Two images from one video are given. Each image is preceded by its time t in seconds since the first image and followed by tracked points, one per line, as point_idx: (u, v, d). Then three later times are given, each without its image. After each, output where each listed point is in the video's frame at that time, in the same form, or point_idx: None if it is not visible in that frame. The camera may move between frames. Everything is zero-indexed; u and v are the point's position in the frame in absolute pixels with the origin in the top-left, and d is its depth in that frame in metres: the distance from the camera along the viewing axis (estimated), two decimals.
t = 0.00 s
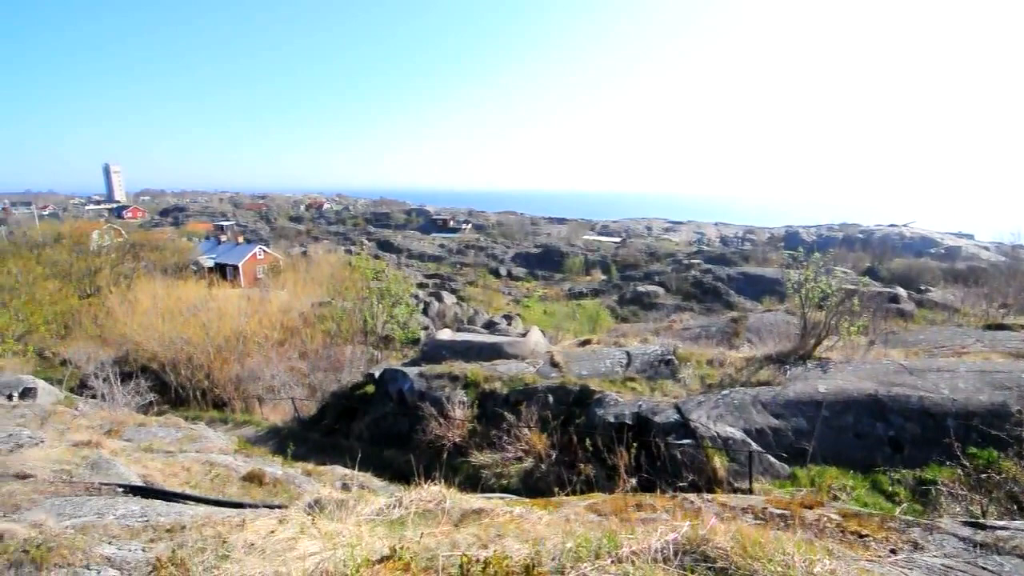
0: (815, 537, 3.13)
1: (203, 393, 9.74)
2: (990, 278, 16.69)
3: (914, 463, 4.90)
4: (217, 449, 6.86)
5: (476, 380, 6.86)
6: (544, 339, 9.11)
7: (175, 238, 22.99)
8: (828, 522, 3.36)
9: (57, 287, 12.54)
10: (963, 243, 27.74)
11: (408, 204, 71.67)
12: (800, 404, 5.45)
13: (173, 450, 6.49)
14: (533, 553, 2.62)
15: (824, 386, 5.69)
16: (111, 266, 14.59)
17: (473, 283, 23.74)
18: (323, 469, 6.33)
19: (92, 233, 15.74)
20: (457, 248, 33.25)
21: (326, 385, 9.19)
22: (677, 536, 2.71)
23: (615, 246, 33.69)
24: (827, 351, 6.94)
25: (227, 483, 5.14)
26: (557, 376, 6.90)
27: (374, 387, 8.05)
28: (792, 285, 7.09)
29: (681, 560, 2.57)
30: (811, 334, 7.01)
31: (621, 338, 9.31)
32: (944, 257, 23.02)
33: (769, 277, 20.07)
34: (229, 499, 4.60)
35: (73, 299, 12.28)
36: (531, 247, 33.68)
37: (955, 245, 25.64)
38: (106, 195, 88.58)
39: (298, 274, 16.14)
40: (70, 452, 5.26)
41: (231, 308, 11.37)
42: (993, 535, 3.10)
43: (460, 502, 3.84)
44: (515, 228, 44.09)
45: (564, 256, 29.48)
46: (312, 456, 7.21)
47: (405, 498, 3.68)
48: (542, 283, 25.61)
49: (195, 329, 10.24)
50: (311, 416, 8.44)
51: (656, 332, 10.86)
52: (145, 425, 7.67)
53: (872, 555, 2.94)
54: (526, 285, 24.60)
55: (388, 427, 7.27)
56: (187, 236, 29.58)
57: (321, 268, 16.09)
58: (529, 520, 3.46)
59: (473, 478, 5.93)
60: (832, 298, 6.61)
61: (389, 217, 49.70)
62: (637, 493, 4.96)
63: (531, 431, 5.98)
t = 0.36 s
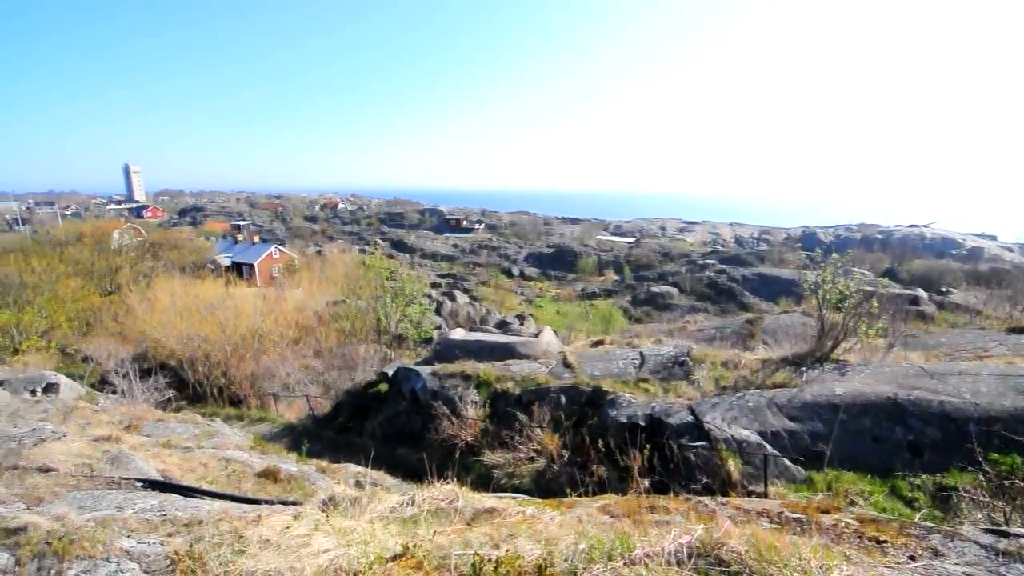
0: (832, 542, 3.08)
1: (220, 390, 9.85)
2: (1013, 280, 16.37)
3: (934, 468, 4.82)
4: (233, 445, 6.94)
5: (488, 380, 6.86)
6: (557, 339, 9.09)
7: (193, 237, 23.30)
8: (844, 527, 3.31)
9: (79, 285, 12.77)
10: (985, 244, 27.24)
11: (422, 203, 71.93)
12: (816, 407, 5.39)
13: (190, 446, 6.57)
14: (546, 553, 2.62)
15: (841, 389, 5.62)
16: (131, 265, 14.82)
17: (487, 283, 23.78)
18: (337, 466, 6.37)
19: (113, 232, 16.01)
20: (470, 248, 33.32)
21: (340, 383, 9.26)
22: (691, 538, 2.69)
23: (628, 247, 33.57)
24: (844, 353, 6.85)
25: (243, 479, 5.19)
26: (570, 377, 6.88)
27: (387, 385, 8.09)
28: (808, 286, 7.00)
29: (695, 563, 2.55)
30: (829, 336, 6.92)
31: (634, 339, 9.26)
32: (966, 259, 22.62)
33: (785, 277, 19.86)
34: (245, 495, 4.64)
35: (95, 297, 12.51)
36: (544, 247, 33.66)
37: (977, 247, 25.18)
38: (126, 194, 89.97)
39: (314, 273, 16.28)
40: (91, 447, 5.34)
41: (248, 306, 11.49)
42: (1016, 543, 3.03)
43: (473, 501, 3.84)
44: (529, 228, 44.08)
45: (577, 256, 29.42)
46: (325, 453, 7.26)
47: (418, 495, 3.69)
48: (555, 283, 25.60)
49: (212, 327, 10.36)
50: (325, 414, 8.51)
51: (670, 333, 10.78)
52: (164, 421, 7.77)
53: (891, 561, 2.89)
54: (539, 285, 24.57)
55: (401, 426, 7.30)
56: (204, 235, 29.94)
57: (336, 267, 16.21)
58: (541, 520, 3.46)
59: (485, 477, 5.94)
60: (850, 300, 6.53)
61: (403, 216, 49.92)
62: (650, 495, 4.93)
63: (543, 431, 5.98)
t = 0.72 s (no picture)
0: (849, 548, 3.04)
1: (235, 387, 9.94)
2: None
3: (954, 474, 4.74)
4: (248, 442, 7.01)
5: (500, 380, 6.86)
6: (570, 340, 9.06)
7: (209, 237, 23.54)
8: (861, 532, 3.26)
9: (99, 284, 12.97)
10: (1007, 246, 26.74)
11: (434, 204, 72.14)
12: (832, 411, 5.32)
13: (206, 442, 6.64)
14: (558, 553, 2.61)
15: (858, 392, 5.55)
16: (149, 263, 15.01)
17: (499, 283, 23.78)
18: (350, 464, 6.40)
19: (132, 231, 16.23)
20: (482, 248, 33.34)
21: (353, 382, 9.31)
22: (704, 542, 2.67)
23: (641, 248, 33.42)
24: (861, 356, 6.76)
25: (257, 476, 5.23)
26: (582, 377, 6.86)
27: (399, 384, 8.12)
28: (825, 288, 6.93)
29: (708, 566, 2.53)
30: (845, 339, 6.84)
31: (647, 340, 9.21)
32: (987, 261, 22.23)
33: (801, 279, 19.64)
34: (259, 491, 4.68)
35: (114, 295, 12.69)
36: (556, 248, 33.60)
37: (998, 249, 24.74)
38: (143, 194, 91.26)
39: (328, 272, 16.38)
40: (110, 442, 5.42)
41: (263, 305, 11.58)
42: None
43: (484, 501, 3.83)
44: (541, 228, 44.03)
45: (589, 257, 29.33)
46: (338, 451, 7.30)
47: (431, 494, 3.70)
48: (567, 283, 25.55)
49: (228, 325, 10.46)
50: (338, 412, 8.56)
51: (683, 334, 10.71)
52: (181, 417, 7.86)
53: (909, 568, 2.84)
54: (551, 285, 24.54)
55: (413, 425, 7.32)
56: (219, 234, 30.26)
57: (349, 266, 16.31)
58: (553, 520, 3.45)
59: (497, 477, 5.94)
60: (867, 302, 6.45)
61: (416, 216, 50.09)
62: (662, 497, 4.90)
63: (554, 431, 5.97)
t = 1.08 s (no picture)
0: (869, 554, 2.99)
1: (253, 384, 10.04)
2: None
3: (978, 480, 4.64)
4: (265, 438, 7.08)
5: (514, 380, 6.85)
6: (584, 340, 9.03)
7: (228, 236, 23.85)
8: (881, 539, 3.21)
9: (121, 282, 13.19)
10: None
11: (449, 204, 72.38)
12: (851, 415, 5.24)
13: (224, 438, 6.72)
14: (571, 554, 2.60)
15: (878, 396, 5.45)
16: (170, 262, 15.23)
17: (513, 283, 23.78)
18: (364, 461, 6.44)
19: (153, 231, 16.48)
20: (496, 248, 33.37)
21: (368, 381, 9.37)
22: (720, 546, 2.63)
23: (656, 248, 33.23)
24: (882, 360, 6.65)
25: (274, 472, 5.28)
26: (596, 378, 6.83)
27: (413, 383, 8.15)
28: (845, 289, 6.83)
29: (724, 570, 2.50)
30: (866, 341, 6.73)
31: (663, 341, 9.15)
32: (1013, 262, 21.74)
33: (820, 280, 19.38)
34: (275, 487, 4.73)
35: (136, 293, 12.89)
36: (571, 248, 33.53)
37: None
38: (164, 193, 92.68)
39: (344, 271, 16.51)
40: (131, 437, 5.51)
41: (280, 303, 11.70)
42: None
43: (498, 501, 3.83)
44: (556, 228, 43.95)
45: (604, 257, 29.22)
46: (353, 449, 7.34)
47: (444, 493, 3.70)
48: (581, 283, 25.48)
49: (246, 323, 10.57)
50: (353, 409, 8.62)
51: (699, 336, 10.62)
52: (200, 413, 7.97)
53: None
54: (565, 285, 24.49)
55: (427, 424, 7.34)
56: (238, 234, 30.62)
57: (365, 266, 16.41)
58: (567, 521, 3.43)
59: (510, 477, 5.93)
60: (888, 304, 6.34)
61: (431, 216, 50.29)
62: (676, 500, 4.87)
63: (568, 432, 5.96)
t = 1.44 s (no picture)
0: (889, 561, 2.94)
1: (269, 381, 10.14)
2: None
3: (1003, 488, 4.53)
4: (281, 435, 7.15)
5: (528, 380, 6.84)
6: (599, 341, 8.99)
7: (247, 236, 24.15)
8: (902, 546, 3.15)
9: (142, 280, 13.40)
10: None
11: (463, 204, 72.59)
12: (870, 419, 5.16)
13: (242, 435, 6.80)
14: (585, 556, 2.58)
15: (899, 400, 5.36)
16: (190, 261, 15.45)
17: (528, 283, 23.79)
18: (378, 459, 6.47)
19: (173, 230, 16.73)
20: (510, 248, 33.39)
21: (383, 379, 9.41)
22: (736, 549, 2.60)
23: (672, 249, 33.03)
24: (903, 363, 6.54)
25: (290, 469, 5.33)
26: (611, 379, 6.80)
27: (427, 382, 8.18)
28: (866, 291, 6.72)
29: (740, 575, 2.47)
30: (887, 345, 6.61)
31: (678, 343, 9.08)
32: None
33: (839, 281, 19.13)
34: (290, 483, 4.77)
35: (156, 291, 13.09)
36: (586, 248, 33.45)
37: None
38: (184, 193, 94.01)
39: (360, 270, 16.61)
40: (151, 432, 5.59)
41: (297, 302, 11.81)
42: None
43: (512, 500, 3.83)
44: (571, 229, 43.86)
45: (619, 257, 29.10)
46: (368, 447, 7.38)
47: (458, 492, 3.70)
48: (595, 283, 25.41)
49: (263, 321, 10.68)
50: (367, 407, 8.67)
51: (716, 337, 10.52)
52: (218, 410, 8.06)
53: None
54: (580, 285, 24.43)
55: (441, 423, 7.35)
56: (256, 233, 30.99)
57: (380, 265, 16.50)
58: (581, 522, 3.42)
59: (523, 476, 5.93)
60: (911, 307, 6.23)
61: (447, 216, 50.47)
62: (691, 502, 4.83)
63: (582, 433, 5.94)
